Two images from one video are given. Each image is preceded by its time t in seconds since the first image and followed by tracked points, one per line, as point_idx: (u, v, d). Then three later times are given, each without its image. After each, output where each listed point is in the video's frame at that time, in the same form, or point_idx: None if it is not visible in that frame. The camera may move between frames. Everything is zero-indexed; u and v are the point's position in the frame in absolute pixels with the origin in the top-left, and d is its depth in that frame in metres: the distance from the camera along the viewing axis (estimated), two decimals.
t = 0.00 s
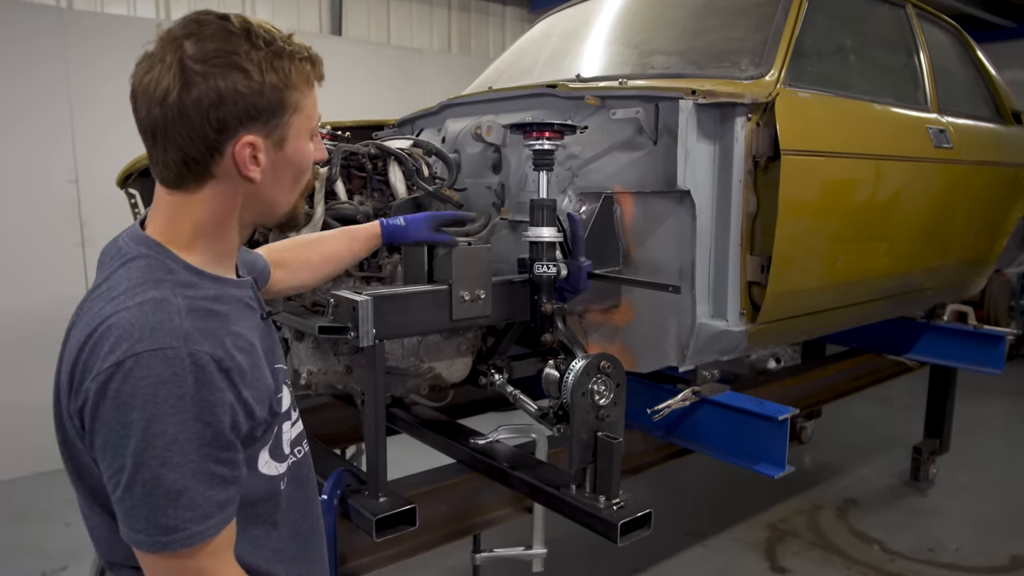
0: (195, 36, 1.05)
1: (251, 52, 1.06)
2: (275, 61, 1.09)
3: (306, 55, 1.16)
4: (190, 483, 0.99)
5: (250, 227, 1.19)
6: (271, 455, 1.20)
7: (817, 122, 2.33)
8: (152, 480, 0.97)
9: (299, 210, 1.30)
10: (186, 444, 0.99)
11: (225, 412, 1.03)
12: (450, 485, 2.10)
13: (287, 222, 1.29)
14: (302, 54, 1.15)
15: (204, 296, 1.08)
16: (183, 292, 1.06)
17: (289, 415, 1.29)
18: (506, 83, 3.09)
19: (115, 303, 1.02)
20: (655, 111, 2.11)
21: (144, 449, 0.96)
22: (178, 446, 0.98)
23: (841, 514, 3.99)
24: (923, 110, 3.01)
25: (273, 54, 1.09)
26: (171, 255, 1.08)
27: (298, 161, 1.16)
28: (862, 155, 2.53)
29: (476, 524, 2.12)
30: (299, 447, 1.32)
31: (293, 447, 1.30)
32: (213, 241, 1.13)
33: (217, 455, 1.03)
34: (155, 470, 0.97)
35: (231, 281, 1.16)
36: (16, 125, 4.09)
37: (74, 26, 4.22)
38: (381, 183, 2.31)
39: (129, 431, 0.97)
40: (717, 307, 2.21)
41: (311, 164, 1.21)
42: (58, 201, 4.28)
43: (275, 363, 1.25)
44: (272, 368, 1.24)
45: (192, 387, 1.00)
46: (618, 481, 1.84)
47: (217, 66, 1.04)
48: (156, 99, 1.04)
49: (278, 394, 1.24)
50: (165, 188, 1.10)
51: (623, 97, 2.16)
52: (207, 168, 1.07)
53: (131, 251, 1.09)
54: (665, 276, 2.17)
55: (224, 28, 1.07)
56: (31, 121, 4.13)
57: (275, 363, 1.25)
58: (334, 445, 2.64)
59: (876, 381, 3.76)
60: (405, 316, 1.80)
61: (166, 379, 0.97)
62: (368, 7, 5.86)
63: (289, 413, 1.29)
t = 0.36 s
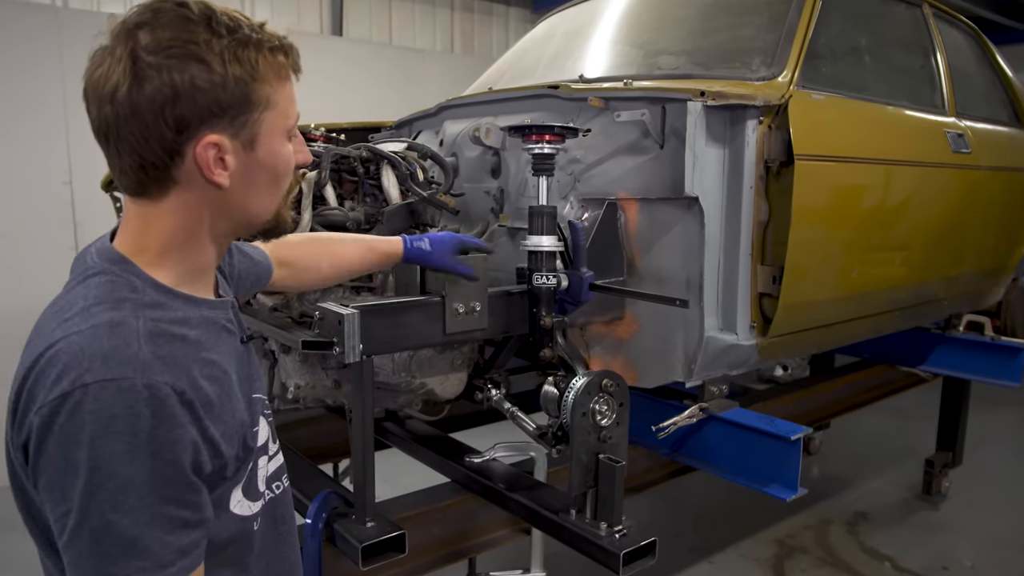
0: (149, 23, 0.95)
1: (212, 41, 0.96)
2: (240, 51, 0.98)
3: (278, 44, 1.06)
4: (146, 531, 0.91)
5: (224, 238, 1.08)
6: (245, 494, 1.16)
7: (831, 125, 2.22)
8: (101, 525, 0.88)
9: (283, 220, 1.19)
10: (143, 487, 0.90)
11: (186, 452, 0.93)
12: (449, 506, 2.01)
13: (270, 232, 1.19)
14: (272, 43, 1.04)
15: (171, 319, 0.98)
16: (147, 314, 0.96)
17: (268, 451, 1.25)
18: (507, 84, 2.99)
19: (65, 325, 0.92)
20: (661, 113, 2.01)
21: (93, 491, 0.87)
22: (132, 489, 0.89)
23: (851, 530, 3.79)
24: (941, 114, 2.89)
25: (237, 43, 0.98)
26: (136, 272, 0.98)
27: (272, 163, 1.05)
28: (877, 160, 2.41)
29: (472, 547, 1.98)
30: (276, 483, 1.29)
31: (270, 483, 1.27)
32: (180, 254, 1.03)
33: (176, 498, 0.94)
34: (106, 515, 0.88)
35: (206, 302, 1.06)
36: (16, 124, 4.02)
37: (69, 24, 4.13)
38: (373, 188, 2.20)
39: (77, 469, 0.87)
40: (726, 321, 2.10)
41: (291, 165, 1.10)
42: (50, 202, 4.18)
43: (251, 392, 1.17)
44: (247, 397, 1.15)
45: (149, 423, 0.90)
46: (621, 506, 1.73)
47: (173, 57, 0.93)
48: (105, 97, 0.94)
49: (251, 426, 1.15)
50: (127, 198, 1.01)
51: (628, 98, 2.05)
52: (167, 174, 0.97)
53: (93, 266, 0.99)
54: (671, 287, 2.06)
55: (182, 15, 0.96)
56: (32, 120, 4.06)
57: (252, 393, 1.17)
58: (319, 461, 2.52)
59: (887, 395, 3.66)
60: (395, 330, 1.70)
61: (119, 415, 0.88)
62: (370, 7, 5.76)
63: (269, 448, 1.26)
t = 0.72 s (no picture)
0: (177, 13, 0.89)
1: (243, 31, 0.90)
2: (272, 42, 0.92)
3: (312, 37, 1.00)
4: (117, 548, 0.86)
5: (256, 239, 1.03)
6: (256, 514, 1.08)
7: (852, 125, 2.15)
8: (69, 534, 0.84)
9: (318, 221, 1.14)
10: (116, 500, 0.85)
11: (168, 468, 0.87)
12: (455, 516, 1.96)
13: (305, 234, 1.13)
14: (307, 35, 0.98)
15: (181, 323, 0.92)
16: (154, 317, 0.90)
17: (288, 469, 1.16)
18: (517, 83, 2.93)
19: (67, 319, 0.88)
20: (676, 112, 1.94)
21: (64, 495, 0.83)
22: (103, 501, 0.84)
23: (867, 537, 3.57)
24: (964, 112, 2.81)
25: (270, 34, 0.93)
26: (152, 273, 0.93)
27: (306, 161, 0.99)
28: (899, 160, 2.33)
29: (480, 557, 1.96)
30: (298, 503, 1.20)
31: (289, 503, 1.18)
32: (210, 255, 0.98)
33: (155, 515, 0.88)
34: (75, 525, 0.84)
35: (229, 307, 1.00)
36: (16, 125, 3.98)
37: (78, 23, 4.11)
38: (380, 190, 2.14)
39: (52, 471, 0.84)
40: (743, 326, 2.03)
41: (325, 163, 1.05)
42: (58, 201, 4.16)
43: (272, 406, 1.07)
44: (267, 413, 1.06)
45: (131, 434, 0.84)
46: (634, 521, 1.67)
47: (202, 48, 0.88)
48: (133, 91, 0.89)
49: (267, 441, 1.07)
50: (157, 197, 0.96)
51: (642, 97, 1.98)
52: (198, 171, 0.92)
53: (116, 261, 0.95)
54: (686, 292, 2.00)
55: (212, 5, 0.91)
56: (31, 120, 4.02)
57: (274, 407, 1.08)
58: (322, 466, 2.48)
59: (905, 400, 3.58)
60: (399, 336, 1.64)
61: (99, 423, 0.83)
62: (379, 4, 5.72)
63: (289, 467, 1.17)
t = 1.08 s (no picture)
0: (210, 27, 0.86)
1: (278, 47, 0.87)
2: (309, 58, 0.90)
3: (347, 51, 0.97)
4: None
5: (281, 256, 1.00)
6: (282, 535, 1.05)
7: (870, 131, 2.11)
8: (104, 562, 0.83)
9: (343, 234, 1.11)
10: (151, 531, 0.83)
11: (205, 495, 0.86)
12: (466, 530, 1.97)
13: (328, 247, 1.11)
14: (342, 50, 0.96)
15: (209, 343, 0.90)
16: (183, 338, 0.87)
17: (311, 488, 1.13)
18: (528, 88, 2.90)
19: (94, 339, 0.85)
20: (690, 119, 1.90)
21: (100, 527, 0.82)
22: (139, 532, 0.83)
23: (881, 545, 3.47)
24: (982, 117, 2.76)
25: (305, 50, 0.90)
26: (175, 289, 0.89)
27: (336, 179, 0.97)
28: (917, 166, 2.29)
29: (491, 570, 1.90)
30: (321, 522, 1.17)
31: (312, 523, 1.15)
32: (235, 274, 0.95)
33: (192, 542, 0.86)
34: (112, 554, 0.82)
35: (252, 325, 0.96)
36: (15, 126, 3.94)
37: (87, 27, 4.11)
38: (389, 198, 2.11)
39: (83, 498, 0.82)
40: (758, 337, 2.00)
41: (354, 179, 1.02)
42: (65, 206, 4.15)
43: (296, 425, 1.05)
44: (291, 432, 1.04)
45: (168, 462, 0.83)
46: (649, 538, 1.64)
47: (235, 64, 0.85)
48: (163, 107, 0.86)
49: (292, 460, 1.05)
50: (182, 214, 0.93)
51: (656, 103, 1.95)
52: (227, 191, 0.89)
53: (138, 277, 0.91)
54: (700, 301, 1.97)
55: (245, 19, 0.88)
56: (31, 123, 3.98)
57: (299, 427, 1.06)
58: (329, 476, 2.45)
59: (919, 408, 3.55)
60: (409, 348, 1.61)
61: (135, 453, 0.81)
62: (388, 7, 5.70)
63: (313, 485, 1.14)
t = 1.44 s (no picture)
0: (191, 30, 0.83)
1: (264, 50, 0.83)
2: (296, 62, 0.86)
3: (338, 54, 0.93)
4: None
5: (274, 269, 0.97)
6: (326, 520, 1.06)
7: (886, 132, 2.08)
8: None
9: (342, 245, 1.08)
10: (283, 543, 0.83)
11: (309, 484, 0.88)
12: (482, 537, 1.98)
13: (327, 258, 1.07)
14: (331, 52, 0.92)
15: (244, 362, 0.88)
16: (221, 361, 0.85)
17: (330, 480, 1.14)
18: (536, 89, 2.87)
19: (138, 388, 0.81)
20: (705, 120, 1.87)
21: (233, 560, 0.79)
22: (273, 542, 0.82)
23: (893, 549, 3.42)
24: (997, 117, 2.72)
25: (292, 53, 0.86)
26: (196, 315, 0.87)
27: (329, 190, 0.93)
28: (934, 168, 2.26)
29: None
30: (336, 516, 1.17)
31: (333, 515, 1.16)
32: (226, 290, 0.91)
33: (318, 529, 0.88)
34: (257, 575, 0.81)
35: (265, 340, 0.94)
36: (17, 128, 3.92)
37: (90, 28, 4.09)
38: (399, 201, 2.08)
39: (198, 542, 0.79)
40: (774, 340, 1.97)
41: (349, 189, 0.98)
42: (70, 209, 4.13)
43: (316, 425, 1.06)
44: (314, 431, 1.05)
45: (274, 462, 0.83)
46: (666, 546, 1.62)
47: (218, 70, 0.82)
48: (140, 114, 0.83)
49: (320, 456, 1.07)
50: (164, 226, 0.90)
51: (670, 104, 1.92)
52: (211, 204, 0.86)
53: (140, 309, 0.88)
54: (715, 305, 1.93)
55: (230, 20, 0.84)
56: (32, 124, 3.96)
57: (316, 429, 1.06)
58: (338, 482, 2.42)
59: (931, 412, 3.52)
60: (423, 355, 1.59)
61: (246, 470, 0.80)
62: (393, 7, 5.67)
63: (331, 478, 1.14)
